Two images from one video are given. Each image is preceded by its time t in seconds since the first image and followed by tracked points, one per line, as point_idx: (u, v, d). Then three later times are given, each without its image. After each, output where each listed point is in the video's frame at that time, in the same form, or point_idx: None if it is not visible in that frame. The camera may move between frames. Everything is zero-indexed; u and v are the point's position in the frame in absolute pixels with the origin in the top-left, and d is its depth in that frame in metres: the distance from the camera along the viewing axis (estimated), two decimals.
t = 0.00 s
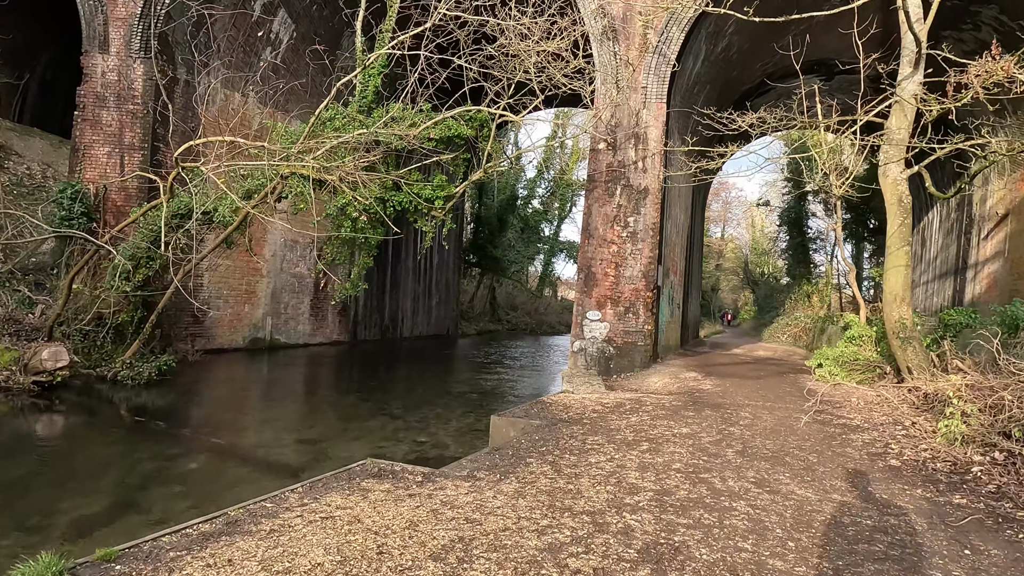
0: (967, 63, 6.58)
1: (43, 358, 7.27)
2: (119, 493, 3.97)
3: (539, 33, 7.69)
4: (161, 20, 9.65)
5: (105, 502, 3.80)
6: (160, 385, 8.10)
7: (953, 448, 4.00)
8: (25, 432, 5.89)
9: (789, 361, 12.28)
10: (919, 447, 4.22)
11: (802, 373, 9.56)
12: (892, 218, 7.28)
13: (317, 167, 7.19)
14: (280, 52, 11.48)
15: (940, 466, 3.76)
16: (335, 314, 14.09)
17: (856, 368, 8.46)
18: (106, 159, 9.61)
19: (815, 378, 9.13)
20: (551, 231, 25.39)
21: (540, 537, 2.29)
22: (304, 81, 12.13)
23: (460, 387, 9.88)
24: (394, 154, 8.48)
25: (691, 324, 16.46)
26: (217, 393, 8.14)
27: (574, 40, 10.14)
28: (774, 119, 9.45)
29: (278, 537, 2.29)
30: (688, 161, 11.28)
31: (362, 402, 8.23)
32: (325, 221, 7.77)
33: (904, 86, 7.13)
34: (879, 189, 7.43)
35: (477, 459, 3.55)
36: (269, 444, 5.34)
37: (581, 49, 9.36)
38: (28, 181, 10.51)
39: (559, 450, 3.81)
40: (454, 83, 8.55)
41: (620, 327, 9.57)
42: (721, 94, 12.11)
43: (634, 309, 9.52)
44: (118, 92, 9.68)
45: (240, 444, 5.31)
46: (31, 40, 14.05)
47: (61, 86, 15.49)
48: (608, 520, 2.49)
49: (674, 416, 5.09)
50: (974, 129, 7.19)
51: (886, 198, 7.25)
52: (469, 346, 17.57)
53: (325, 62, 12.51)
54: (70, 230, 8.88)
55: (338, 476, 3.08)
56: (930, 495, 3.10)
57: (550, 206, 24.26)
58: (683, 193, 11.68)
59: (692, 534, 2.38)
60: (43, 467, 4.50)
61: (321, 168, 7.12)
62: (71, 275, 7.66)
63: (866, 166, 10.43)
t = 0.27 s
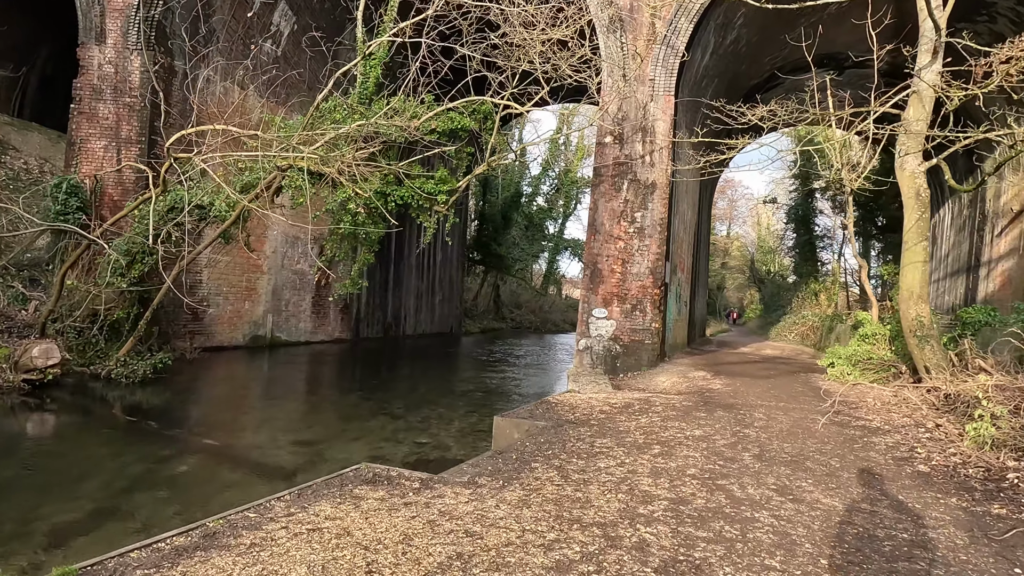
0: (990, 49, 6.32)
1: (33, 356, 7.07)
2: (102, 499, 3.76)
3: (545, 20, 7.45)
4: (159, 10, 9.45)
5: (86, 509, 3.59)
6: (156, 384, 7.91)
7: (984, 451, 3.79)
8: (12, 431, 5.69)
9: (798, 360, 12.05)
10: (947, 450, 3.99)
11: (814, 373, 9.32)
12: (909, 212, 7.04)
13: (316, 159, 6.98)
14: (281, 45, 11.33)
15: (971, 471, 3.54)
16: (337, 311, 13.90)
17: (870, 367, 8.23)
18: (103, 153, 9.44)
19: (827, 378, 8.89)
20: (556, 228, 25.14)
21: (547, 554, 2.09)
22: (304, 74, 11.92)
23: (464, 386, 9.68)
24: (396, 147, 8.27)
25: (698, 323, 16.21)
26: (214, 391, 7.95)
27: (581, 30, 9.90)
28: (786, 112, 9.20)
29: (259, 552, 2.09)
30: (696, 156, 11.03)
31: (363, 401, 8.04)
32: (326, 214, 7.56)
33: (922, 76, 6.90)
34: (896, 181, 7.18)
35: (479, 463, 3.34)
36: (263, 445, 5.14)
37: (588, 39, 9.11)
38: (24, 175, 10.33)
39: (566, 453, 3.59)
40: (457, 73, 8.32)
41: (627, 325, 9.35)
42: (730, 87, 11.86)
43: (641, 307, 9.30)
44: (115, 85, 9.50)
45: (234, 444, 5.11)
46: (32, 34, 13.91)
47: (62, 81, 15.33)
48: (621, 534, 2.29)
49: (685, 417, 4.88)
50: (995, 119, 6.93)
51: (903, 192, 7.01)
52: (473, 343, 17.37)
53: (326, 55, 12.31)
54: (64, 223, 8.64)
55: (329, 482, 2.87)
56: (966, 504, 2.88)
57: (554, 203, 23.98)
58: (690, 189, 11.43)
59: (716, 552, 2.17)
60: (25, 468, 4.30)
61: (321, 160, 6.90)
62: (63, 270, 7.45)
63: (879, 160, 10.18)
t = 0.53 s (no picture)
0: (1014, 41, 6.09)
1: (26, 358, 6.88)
2: (89, 511, 3.59)
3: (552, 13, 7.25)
4: (158, 5, 9.26)
5: (72, 523, 3.42)
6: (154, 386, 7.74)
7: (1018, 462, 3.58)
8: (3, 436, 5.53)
9: (809, 360, 11.83)
10: (978, 461, 3.79)
11: (827, 375, 9.10)
12: (928, 211, 6.81)
13: (317, 155, 6.80)
14: (282, 41, 11.15)
15: (1007, 484, 3.34)
16: (340, 311, 13.72)
17: (886, 370, 8.00)
18: (101, 151, 9.28)
19: (841, 380, 8.67)
20: (562, 226, 24.93)
21: None
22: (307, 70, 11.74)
23: (469, 388, 9.48)
24: (399, 144, 8.09)
25: (706, 323, 15.97)
26: (214, 394, 7.79)
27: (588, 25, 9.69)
28: (798, 108, 8.97)
29: None
30: (705, 153, 10.81)
31: (365, 404, 7.87)
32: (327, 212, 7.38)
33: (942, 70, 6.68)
34: (914, 178, 6.95)
35: (484, 476, 3.15)
36: (261, 452, 4.97)
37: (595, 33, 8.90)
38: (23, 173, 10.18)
39: (575, 465, 3.40)
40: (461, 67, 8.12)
41: (635, 325, 9.15)
42: (740, 83, 11.63)
43: (650, 307, 9.09)
44: (114, 81, 9.33)
45: (231, 451, 4.94)
46: (32, 31, 13.79)
47: (63, 79, 15.19)
48: (640, 562, 2.10)
49: (698, 424, 4.68)
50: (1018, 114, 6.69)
51: (922, 189, 6.78)
52: (478, 343, 17.19)
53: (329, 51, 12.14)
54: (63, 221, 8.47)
55: (324, 499, 2.68)
56: (1007, 525, 2.68)
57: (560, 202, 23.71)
58: (700, 187, 11.21)
59: None
60: (12, 476, 4.12)
61: (322, 157, 6.72)
62: (57, 270, 7.24)
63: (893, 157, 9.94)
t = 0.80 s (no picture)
0: None
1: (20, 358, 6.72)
2: (75, 521, 3.40)
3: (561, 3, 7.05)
4: None
5: (56, 534, 3.23)
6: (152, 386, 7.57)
7: None
8: None
9: (821, 360, 11.60)
10: (1014, 469, 3.58)
11: (841, 376, 8.87)
12: (949, 206, 6.56)
13: (319, 149, 6.60)
14: (285, 35, 10.97)
15: None
16: (343, 309, 13.53)
17: (903, 370, 7.78)
18: (100, 146, 9.11)
19: (856, 381, 8.44)
20: (567, 225, 24.70)
21: None
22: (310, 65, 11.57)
23: (474, 388, 9.28)
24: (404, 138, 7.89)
25: (714, 322, 15.73)
26: (213, 394, 7.61)
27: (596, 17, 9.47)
28: (812, 101, 8.73)
29: None
30: (715, 149, 10.58)
31: (368, 405, 7.68)
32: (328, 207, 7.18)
33: (964, 60, 6.46)
34: (935, 172, 6.72)
35: (493, 486, 2.95)
36: (259, 456, 4.79)
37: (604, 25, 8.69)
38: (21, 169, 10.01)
39: (589, 474, 3.20)
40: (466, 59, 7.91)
41: (644, 324, 8.94)
42: (751, 77, 11.39)
43: (659, 306, 8.88)
44: (112, 75, 9.15)
45: (228, 455, 4.75)
46: (32, 27, 13.63)
47: (63, 76, 15.02)
48: None
49: (714, 428, 4.47)
50: None
51: (943, 183, 6.54)
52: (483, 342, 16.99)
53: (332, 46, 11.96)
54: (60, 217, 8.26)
55: (320, 513, 2.48)
56: None
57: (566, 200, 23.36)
58: (709, 183, 10.98)
59: None
60: None
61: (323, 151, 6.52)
62: (51, 268, 7.05)
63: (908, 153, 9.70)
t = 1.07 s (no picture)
0: None
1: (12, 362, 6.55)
2: (60, 536, 3.25)
3: None
4: None
5: (39, 551, 3.08)
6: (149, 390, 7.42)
7: None
8: None
9: (830, 363, 11.41)
10: None
11: (852, 379, 8.70)
12: (965, 206, 6.35)
13: (318, 147, 6.44)
14: (286, 34, 10.84)
15: None
16: (345, 310, 13.38)
17: (917, 374, 7.60)
18: (97, 146, 8.98)
19: (867, 385, 8.26)
20: (570, 225, 24.53)
21: None
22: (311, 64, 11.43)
23: (478, 392, 9.12)
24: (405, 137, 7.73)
25: (720, 323, 15.54)
26: (212, 398, 7.46)
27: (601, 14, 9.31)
28: (822, 99, 8.55)
29: None
30: (722, 148, 10.41)
31: (370, 409, 7.53)
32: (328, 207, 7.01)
33: (981, 56, 6.26)
34: (950, 171, 6.52)
35: (498, 503, 2.79)
36: (256, 464, 4.63)
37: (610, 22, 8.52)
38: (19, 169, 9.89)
39: (600, 487, 3.03)
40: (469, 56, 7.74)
41: (651, 327, 8.77)
42: (758, 75, 11.21)
43: (666, 307, 8.72)
44: (110, 73, 9.02)
45: (223, 464, 4.59)
46: (34, 25, 13.51)
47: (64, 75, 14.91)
48: None
49: (727, 436, 4.31)
50: None
51: (959, 182, 6.34)
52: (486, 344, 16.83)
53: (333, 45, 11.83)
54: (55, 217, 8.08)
55: (314, 533, 2.33)
56: None
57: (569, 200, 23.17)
58: (716, 183, 10.80)
59: None
60: None
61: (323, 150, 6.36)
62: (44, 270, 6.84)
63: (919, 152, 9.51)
